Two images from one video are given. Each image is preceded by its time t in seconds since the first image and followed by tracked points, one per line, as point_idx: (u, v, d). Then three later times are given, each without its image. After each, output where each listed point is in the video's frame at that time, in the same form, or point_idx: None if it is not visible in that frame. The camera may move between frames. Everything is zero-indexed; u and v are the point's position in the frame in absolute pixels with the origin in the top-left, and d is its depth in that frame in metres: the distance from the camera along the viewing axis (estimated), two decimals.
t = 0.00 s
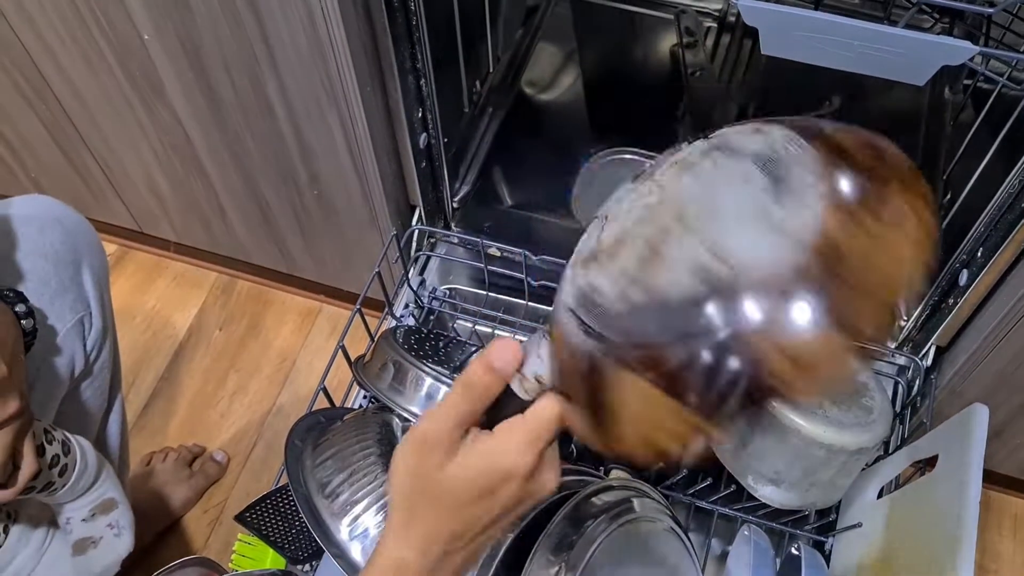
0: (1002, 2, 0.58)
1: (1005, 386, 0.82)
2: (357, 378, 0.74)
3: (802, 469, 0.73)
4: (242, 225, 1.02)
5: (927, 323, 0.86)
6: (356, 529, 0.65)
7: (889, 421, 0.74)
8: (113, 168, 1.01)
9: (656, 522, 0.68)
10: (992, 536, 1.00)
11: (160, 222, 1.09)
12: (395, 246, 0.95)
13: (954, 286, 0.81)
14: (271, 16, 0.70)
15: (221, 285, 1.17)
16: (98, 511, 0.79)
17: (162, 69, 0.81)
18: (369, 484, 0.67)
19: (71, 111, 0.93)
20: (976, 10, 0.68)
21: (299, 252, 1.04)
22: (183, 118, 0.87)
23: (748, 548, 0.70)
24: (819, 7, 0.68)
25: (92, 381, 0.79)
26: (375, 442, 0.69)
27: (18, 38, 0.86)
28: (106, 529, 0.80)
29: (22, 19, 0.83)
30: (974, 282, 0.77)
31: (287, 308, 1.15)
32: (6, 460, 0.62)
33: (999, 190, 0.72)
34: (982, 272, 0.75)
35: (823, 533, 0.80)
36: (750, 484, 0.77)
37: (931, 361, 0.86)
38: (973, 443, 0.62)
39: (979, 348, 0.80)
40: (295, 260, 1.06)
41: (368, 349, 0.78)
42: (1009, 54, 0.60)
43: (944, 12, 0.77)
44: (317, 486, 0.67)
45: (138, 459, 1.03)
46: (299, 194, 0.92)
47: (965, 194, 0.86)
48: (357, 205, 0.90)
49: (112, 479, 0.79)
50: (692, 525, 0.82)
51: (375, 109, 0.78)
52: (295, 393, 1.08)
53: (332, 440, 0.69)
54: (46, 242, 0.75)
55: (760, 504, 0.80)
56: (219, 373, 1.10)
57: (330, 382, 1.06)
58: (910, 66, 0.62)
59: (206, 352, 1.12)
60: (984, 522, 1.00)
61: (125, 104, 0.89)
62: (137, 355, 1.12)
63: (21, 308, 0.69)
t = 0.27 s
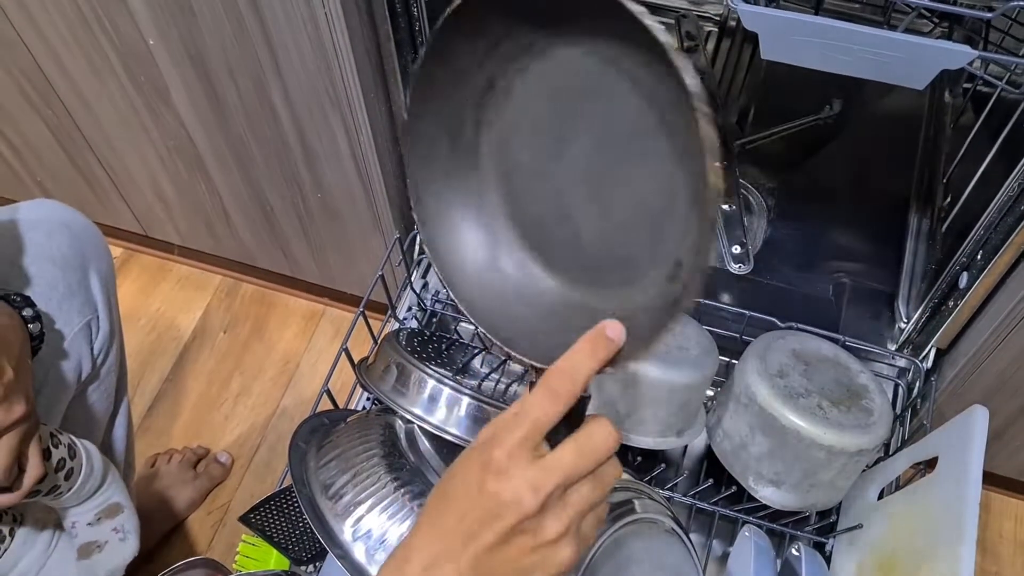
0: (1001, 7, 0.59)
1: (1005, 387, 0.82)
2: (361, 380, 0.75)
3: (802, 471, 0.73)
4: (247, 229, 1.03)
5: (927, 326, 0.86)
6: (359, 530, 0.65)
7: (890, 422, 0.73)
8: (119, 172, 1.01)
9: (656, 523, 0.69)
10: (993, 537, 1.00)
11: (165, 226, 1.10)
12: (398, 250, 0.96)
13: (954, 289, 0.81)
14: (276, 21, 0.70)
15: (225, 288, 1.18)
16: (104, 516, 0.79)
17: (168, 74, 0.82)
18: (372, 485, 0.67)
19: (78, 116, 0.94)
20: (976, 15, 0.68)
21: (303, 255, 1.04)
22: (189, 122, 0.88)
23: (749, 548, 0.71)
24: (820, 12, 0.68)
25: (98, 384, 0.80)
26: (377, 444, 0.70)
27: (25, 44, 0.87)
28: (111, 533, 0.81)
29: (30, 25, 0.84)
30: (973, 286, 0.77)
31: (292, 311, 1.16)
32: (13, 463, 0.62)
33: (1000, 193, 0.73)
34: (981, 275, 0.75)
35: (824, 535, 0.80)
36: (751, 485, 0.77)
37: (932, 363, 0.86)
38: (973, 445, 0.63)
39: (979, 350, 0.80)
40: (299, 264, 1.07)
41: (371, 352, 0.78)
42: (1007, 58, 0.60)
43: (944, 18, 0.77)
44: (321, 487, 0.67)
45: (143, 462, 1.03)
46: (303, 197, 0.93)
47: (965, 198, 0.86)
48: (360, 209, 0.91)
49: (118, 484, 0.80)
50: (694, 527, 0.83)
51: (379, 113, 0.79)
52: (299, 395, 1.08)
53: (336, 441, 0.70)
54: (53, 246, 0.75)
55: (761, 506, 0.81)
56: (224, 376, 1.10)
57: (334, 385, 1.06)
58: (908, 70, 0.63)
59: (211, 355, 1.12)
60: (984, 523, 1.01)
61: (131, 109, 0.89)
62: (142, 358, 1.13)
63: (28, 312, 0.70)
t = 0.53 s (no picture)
0: (998, 9, 0.59)
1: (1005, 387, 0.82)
2: (361, 381, 0.75)
3: (801, 471, 0.74)
4: (247, 231, 1.03)
5: (926, 327, 0.86)
6: (359, 530, 0.65)
7: (890, 424, 0.73)
8: (119, 173, 1.01)
9: (656, 523, 0.69)
10: (992, 538, 1.00)
11: (165, 228, 1.10)
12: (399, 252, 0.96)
13: (953, 290, 0.81)
14: (276, 25, 0.71)
15: (225, 290, 1.18)
16: (103, 517, 0.80)
17: (168, 77, 0.82)
18: (372, 485, 0.67)
19: (78, 117, 0.94)
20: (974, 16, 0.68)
21: (303, 257, 1.05)
22: (189, 124, 0.88)
23: (747, 548, 0.71)
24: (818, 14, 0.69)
25: (98, 385, 0.80)
26: (377, 445, 0.70)
27: (26, 47, 0.87)
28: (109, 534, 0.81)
29: (30, 27, 0.84)
30: (972, 286, 0.77)
31: (292, 312, 1.16)
32: (12, 463, 0.62)
33: (999, 194, 0.73)
34: (980, 275, 0.75)
35: (824, 537, 0.80)
36: (750, 486, 0.77)
37: (932, 365, 0.86)
38: (971, 444, 0.63)
39: (978, 350, 0.80)
40: (299, 266, 1.07)
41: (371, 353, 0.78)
42: (1005, 60, 0.61)
43: (942, 19, 0.78)
44: (321, 488, 0.68)
45: (143, 463, 1.04)
46: (303, 199, 0.93)
47: (963, 198, 0.87)
48: (360, 211, 0.91)
49: (117, 485, 0.80)
50: (693, 528, 0.83)
51: (378, 116, 0.79)
52: (299, 397, 1.09)
53: (336, 442, 0.70)
54: (53, 248, 0.75)
55: (761, 507, 0.81)
56: (224, 377, 1.11)
57: (335, 385, 1.06)
58: (906, 72, 0.63)
59: (210, 357, 1.13)
60: (983, 524, 1.01)
61: (131, 111, 0.89)
62: (142, 359, 1.13)
63: (27, 312, 0.70)
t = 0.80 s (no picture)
0: (1000, 8, 0.59)
1: (1007, 386, 0.82)
2: (361, 380, 0.75)
3: (803, 470, 0.74)
4: (248, 231, 1.03)
5: (928, 326, 0.86)
6: (362, 529, 0.66)
7: (892, 423, 0.73)
8: (120, 173, 1.01)
9: (660, 522, 0.69)
10: (994, 538, 1.00)
11: (166, 227, 1.10)
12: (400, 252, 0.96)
13: (955, 290, 0.81)
14: (278, 24, 0.71)
15: (227, 290, 1.18)
16: (103, 516, 0.79)
17: (170, 76, 0.82)
18: (374, 485, 0.68)
19: (79, 117, 0.94)
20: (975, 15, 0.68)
21: (305, 257, 1.05)
22: (190, 123, 0.88)
23: (749, 547, 0.71)
24: (820, 14, 0.69)
25: (99, 384, 0.80)
26: (379, 444, 0.71)
27: (27, 46, 0.87)
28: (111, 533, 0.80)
29: (32, 27, 0.84)
30: (973, 285, 0.77)
31: (293, 313, 1.16)
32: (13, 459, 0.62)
33: (1001, 194, 0.73)
34: (982, 275, 0.75)
35: (825, 537, 0.80)
36: (752, 485, 0.77)
37: (934, 364, 0.86)
38: (973, 442, 0.63)
39: (979, 350, 0.80)
40: (300, 266, 1.07)
41: (373, 352, 0.78)
42: (1007, 59, 0.61)
43: (943, 19, 0.78)
44: (323, 488, 0.68)
45: (144, 463, 1.04)
46: (305, 199, 0.93)
47: (965, 197, 0.87)
48: (361, 211, 0.91)
49: (117, 484, 0.79)
50: (695, 527, 0.83)
51: (380, 115, 0.79)
52: (300, 397, 1.09)
53: (338, 441, 0.70)
54: (54, 247, 0.75)
55: (762, 506, 0.81)
56: (225, 378, 1.11)
57: (336, 384, 1.06)
58: (908, 71, 0.63)
59: (212, 357, 1.13)
60: (985, 524, 1.01)
61: (133, 111, 0.90)
62: (143, 360, 1.13)
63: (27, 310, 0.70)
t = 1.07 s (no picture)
0: (999, 9, 0.59)
1: (1007, 386, 0.82)
2: (362, 379, 0.75)
3: (803, 470, 0.74)
4: (249, 231, 1.04)
5: (928, 327, 0.87)
6: (363, 528, 0.66)
7: (892, 423, 0.74)
8: (122, 173, 1.02)
9: (662, 521, 0.69)
10: (994, 537, 1.00)
11: (168, 228, 1.10)
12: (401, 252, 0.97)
13: (955, 290, 0.82)
14: (279, 24, 0.71)
15: (228, 291, 1.18)
16: (106, 519, 0.79)
17: (171, 77, 0.82)
18: (375, 484, 0.68)
19: (81, 117, 0.94)
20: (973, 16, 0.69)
21: (306, 257, 1.05)
22: (192, 124, 0.88)
23: (750, 545, 0.71)
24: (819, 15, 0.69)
25: (101, 384, 0.80)
26: (381, 443, 0.71)
27: (29, 47, 0.87)
28: (114, 536, 0.81)
29: (34, 28, 0.84)
30: (973, 285, 0.77)
31: (294, 313, 1.16)
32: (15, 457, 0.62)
33: (1000, 194, 0.74)
34: (982, 275, 0.75)
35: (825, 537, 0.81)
36: (753, 484, 0.77)
37: (934, 364, 0.86)
38: (973, 441, 0.63)
39: (979, 350, 0.80)
40: (301, 266, 1.07)
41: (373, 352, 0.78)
42: (1006, 59, 0.61)
43: (943, 19, 0.78)
44: (325, 487, 0.68)
45: (146, 464, 1.04)
46: (306, 199, 0.93)
47: (964, 197, 0.87)
48: (362, 211, 0.92)
49: (119, 486, 0.79)
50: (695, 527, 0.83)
51: (382, 116, 0.79)
52: (301, 397, 1.09)
53: (339, 441, 0.70)
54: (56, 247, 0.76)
55: (761, 506, 0.81)
56: (226, 378, 1.11)
57: (336, 385, 1.06)
58: (907, 72, 0.63)
59: (213, 358, 1.13)
60: (985, 524, 1.01)
61: (134, 111, 0.90)
62: (144, 360, 1.13)
63: (31, 309, 0.70)
